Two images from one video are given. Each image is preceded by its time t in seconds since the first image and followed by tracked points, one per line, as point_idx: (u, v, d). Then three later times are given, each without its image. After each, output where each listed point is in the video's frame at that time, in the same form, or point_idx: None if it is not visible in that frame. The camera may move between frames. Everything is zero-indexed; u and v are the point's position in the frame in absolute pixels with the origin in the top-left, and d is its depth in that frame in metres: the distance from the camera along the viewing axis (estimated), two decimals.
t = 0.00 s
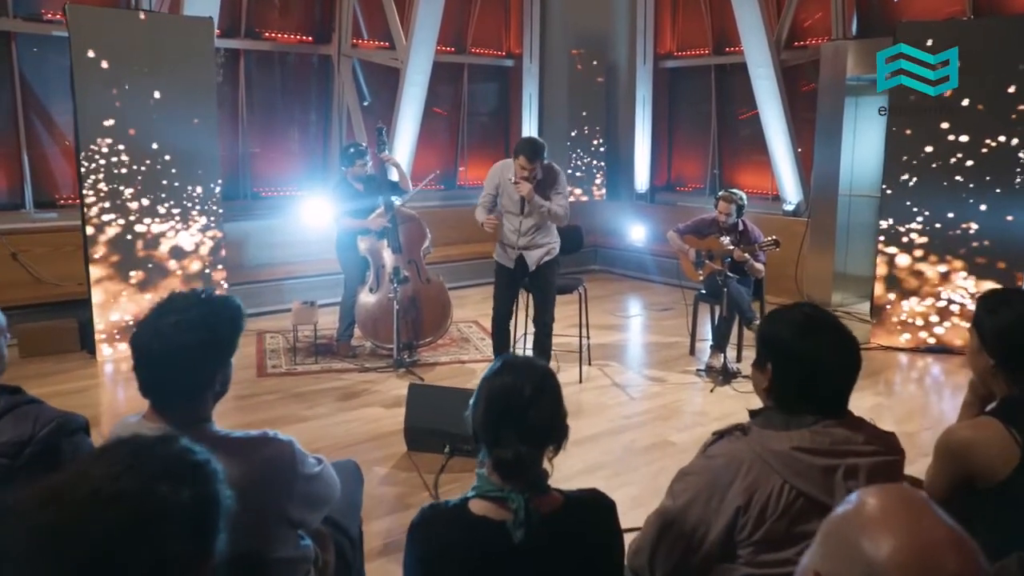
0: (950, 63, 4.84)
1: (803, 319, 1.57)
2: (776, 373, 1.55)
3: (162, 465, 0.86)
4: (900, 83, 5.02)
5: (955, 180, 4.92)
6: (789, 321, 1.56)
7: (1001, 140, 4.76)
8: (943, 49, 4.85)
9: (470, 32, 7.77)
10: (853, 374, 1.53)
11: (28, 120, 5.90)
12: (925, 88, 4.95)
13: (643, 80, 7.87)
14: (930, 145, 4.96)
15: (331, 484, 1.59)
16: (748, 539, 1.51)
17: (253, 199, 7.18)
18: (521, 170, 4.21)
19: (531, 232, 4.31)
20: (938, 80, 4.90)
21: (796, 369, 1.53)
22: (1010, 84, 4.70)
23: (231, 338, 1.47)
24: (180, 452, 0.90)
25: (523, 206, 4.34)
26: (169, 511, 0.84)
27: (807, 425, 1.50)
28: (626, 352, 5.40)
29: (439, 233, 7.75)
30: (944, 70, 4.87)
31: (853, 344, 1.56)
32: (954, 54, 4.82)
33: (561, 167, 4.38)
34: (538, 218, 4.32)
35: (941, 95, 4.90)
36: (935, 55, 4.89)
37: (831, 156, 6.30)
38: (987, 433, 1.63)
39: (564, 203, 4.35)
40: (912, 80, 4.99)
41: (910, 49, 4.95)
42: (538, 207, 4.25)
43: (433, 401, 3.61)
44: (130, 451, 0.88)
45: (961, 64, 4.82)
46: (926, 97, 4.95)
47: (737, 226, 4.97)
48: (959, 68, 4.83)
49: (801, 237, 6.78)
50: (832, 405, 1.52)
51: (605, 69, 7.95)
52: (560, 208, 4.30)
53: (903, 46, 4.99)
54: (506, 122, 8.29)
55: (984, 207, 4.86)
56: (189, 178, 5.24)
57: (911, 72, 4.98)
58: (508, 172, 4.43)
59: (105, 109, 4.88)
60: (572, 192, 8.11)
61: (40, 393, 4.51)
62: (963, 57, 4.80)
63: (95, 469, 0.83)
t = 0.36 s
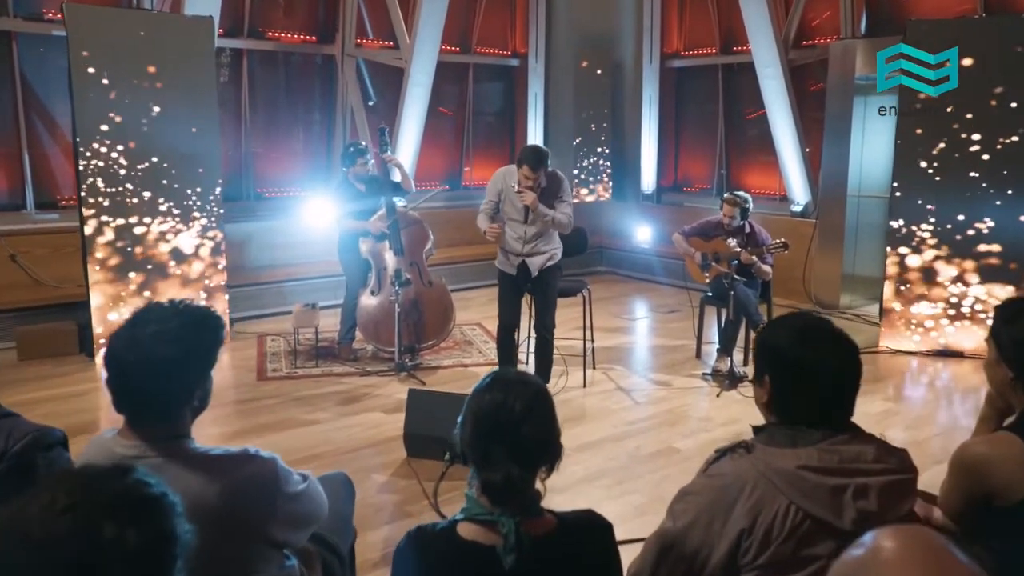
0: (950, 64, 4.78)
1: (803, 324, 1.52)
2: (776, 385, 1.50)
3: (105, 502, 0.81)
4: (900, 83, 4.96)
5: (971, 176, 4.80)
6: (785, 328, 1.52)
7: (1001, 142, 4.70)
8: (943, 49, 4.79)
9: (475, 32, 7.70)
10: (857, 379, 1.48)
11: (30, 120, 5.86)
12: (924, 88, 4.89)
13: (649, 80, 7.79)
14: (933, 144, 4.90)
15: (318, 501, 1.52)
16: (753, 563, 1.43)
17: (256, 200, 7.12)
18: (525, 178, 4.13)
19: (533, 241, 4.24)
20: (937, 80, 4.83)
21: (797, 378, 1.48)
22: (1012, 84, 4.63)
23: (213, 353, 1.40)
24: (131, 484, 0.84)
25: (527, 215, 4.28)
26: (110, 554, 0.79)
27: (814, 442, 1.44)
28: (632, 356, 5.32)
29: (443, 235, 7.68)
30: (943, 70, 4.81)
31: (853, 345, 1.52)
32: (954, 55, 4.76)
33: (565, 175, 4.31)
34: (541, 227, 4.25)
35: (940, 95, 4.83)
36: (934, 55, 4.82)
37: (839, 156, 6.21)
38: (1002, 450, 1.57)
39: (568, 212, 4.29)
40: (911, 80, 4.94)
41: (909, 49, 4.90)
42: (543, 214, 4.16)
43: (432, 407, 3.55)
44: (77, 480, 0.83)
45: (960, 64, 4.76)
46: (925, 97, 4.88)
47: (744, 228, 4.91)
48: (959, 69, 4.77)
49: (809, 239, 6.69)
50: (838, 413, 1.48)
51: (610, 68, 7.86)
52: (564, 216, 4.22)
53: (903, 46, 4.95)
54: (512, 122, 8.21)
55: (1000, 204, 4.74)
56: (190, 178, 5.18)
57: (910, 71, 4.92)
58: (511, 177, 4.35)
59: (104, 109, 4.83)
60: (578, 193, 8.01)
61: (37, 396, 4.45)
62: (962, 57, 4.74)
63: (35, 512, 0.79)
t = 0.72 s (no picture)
0: (951, 63, 4.71)
1: (801, 336, 1.44)
2: (774, 400, 1.43)
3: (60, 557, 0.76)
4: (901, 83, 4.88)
5: (979, 176, 4.72)
6: (784, 338, 1.44)
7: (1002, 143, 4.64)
8: (943, 49, 4.73)
9: (477, 31, 7.63)
10: (861, 389, 1.40)
11: (27, 121, 5.80)
12: (925, 88, 4.81)
13: (654, 80, 7.72)
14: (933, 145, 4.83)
15: (297, 521, 1.45)
16: None
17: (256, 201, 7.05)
18: (529, 176, 4.06)
19: (535, 241, 4.17)
20: (938, 79, 4.76)
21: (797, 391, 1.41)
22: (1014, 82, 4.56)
23: (183, 366, 1.34)
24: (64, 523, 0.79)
25: (529, 213, 4.21)
26: None
27: (815, 461, 1.35)
28: (634, 360, 5.24)
29: (444, 236, 7.60)
30: (944, 69, 4.74)
31: (855, 353, 1.44)
32: (955, 54, 4.70)
33: (568, 175, 4.24)
34: (544, 226, 4.19)
35: (941, 95, 4.76)
36: (935, 55, 4.76)
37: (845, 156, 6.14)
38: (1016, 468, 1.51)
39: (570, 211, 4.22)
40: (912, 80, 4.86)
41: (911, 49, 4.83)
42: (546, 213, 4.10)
43: (429, 414, 3.47)
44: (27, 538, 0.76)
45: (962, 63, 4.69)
46: (925, 97, 4.81)
47: (747, 230, 4.83)
48: (961, 68, 4.70)
49: (814, 240, 6.60)
50: (841, 426, 1.40)
51: (614, 68, 7.81)
52: (568, 216, 4.15)
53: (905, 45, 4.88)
54: (515, 123, 8.15)
55: (1009, 204, 4.65)
56: (187, 178, 5.12)
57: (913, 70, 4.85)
58: (512, 176, 4.26)
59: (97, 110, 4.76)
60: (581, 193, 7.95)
61: (30, 401, 4.39)
62: (964, 56, 4.67)
63: None
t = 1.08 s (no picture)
0: (951, 64, 4.65)
1: (805, 358, 1.36)
2: (777, 422, 1.36)
3: None
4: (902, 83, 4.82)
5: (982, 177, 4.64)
6: (791, 355, 1.37)
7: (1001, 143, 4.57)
8: (943, 49, 4.66)
9: (475, 30, 7.55)
10: (870, 409, 1.33)
11: (19, 120, 5.72)
12: (925, 88, 4.76)
13: (653, 80, 7.63)
14: (933, 144, 4.76)
15: (269, 542, 1.38)
16: None
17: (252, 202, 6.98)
18: (529, 165, 3.99)
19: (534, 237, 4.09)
20: (938, 80, 4.70)
21: (802, 414, 1.33)
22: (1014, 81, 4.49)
23: (145, 381, 1.26)
24: None
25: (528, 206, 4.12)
26: None
27: (819, 487, 1.30)
28: (632, 363, 5.17)
29: (441, 237, 7.53)
30: (944, 70, 4.69)
31: (864, 371, 1.37)
32: (955, 55, 4.63)
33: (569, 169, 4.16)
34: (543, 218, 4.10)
35: (940, 96, 4.70)
36: (935, 55, 4.70)
37: (845, 156, 6.07)
38: None
39: (570, 203, 4.13)
40: (913, 81, 4.81)
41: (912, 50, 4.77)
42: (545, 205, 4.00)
43: (421, 421, 3.39)
44: None
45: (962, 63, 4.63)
46: (926, 97, 4.75)
47: (747, 232, 4.74)
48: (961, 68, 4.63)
49: (814, 242, 6.53)
50: (847, 451, 1.33)
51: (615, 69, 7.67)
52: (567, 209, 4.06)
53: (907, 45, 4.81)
54: (514, 123, 8.08)
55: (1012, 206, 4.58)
56: (180, 178, 5.05)
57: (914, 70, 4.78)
58: (512, 168, 4.19)
59: (86, 110, 4.69)
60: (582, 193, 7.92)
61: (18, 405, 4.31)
62: (964, 56, 4.60)
63: None
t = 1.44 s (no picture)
0: (951, 63, 4.59)
1: (791, 365, 1.31)
2: (760, 439, 1.31)
3: None
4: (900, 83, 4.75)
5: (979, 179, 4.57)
6: (774, 369, 1.31)
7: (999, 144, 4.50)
8: (943, 49, 4.59)
9: (470, 29, 7.45)
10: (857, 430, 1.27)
11: (6, 120, 5.60)
12: (925, 88, 4.69)
13: (649, 79, 7.54)
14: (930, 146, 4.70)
15: (234, 564, 1.34)
16: None
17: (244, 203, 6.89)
18: (524, 154, 3.90)
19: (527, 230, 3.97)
20: (938, 80, 4.63)
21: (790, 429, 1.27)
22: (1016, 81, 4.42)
23: (93, 398, 1.26)
24: None
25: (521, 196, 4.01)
26: None
27: (807, 508, 1.23)
28: (627, 367, 5.10)
29: (435, 238, 7.45)
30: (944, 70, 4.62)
31: (853, 390, 1.30)
32: (955, 54, 4.56)
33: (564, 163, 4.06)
34: (537, 210, 3.99)
35: (941, 96, 4.63)
36: (935, 55, 4.63)
37: (842, 156, 6.01)
38: None
39: (564, 195, 4.01)
40: (912, 80, 4.75)
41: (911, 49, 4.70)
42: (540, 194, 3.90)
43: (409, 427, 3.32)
44: None
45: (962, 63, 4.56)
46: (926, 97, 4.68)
47: (744, 233, 4.67)
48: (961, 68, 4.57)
49: (811, 243, 6.45)
50: (835, 469, 1.27)
51: (610, 67, 7.63)
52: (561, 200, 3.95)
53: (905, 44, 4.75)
54: (509, 123, 8.00)
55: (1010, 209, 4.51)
56: (167, 179, 4.99)
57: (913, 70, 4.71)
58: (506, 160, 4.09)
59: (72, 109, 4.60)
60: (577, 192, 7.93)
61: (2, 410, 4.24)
62: (964, 57, 4.54)
63: None
